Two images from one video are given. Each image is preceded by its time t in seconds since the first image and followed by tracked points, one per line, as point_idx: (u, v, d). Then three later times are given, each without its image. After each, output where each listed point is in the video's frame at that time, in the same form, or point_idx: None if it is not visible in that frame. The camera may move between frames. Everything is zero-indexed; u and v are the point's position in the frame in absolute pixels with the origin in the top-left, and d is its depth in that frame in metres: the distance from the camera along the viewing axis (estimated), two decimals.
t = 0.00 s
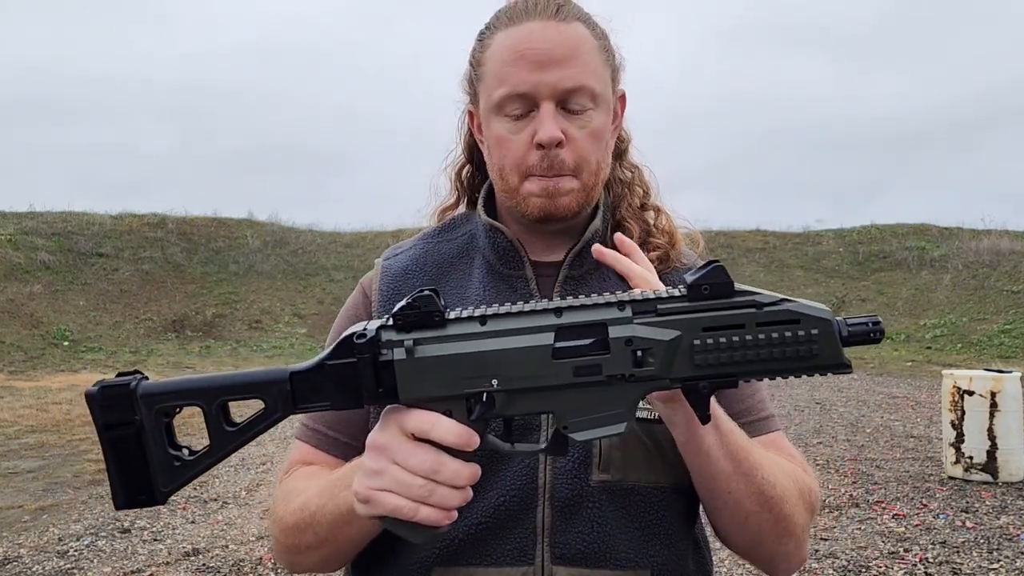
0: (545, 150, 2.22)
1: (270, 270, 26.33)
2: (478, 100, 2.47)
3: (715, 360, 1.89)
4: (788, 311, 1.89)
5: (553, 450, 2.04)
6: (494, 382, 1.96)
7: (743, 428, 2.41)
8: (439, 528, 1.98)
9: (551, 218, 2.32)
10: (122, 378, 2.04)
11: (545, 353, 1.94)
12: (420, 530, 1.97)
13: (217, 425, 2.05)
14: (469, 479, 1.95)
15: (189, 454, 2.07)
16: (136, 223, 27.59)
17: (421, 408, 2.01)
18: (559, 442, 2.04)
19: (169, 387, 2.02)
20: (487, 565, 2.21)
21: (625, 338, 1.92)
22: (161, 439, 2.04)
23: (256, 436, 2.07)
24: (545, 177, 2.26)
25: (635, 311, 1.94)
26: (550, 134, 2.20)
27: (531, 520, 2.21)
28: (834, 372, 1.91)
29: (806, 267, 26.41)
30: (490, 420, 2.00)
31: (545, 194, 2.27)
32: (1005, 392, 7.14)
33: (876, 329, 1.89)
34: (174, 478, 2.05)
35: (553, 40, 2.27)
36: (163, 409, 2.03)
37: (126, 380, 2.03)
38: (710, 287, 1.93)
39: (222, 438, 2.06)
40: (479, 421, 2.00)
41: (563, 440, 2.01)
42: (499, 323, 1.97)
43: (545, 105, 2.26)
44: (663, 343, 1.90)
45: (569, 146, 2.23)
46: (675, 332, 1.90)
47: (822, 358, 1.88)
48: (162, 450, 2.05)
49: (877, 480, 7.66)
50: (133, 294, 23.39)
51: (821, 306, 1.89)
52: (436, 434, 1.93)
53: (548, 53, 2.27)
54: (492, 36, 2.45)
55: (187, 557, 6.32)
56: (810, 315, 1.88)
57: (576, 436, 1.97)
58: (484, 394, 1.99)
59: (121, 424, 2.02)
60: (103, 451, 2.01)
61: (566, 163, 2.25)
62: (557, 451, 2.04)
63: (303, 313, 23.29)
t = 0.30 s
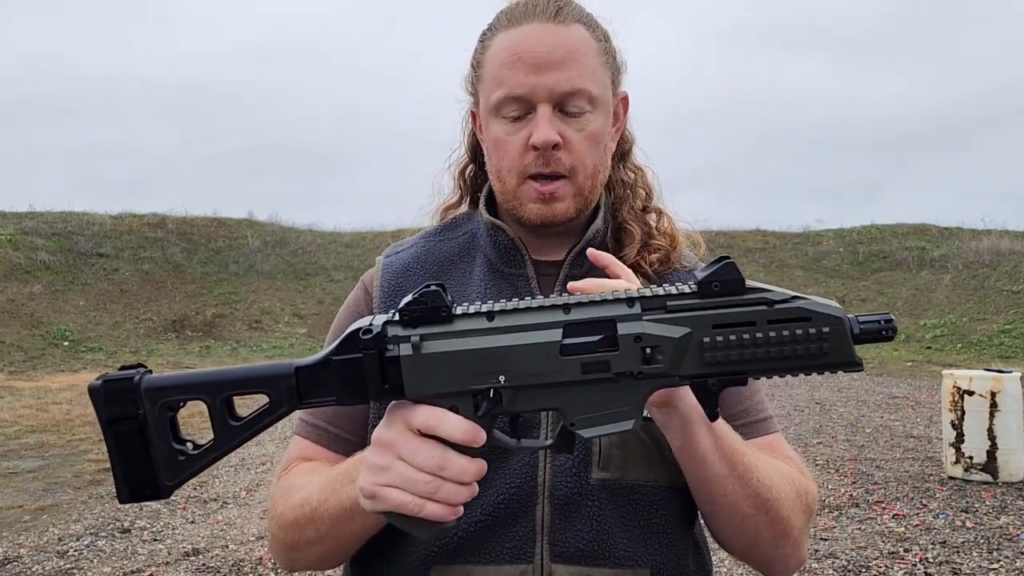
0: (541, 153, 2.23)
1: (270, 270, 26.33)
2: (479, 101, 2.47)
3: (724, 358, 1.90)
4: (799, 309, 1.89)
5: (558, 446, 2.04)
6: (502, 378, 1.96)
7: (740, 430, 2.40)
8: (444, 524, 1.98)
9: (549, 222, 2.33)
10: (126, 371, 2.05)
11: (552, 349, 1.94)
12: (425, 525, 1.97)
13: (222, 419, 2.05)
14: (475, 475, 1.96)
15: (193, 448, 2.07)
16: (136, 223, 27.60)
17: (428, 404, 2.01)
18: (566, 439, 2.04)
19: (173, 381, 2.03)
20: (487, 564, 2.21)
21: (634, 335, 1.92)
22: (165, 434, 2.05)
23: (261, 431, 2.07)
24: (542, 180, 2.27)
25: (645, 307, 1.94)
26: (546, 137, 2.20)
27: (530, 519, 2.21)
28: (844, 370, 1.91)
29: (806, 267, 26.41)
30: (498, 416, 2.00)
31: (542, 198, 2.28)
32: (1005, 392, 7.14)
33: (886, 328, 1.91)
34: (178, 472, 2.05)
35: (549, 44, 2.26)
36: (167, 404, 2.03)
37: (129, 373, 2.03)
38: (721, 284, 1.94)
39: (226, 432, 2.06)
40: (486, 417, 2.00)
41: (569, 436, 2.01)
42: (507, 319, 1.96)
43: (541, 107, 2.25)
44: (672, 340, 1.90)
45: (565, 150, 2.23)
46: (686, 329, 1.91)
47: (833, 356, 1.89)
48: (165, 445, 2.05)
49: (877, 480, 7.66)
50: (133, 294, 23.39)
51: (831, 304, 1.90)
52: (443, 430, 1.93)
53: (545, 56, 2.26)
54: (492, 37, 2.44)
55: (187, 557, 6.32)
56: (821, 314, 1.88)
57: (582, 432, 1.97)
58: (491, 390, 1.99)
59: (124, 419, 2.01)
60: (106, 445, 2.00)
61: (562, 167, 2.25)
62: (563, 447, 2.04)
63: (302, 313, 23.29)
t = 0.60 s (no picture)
0: (549, 145, 2.22)
1: (270, 270, 26.33)
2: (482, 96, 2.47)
3: (719, 355, 1.90)
4: (794, 307, 1.89)
5: (555, 443, 2.04)
6: (497, 372, 1.96)
7: (740, 431, 2.41)
8: (439, 519, 1.97)
9: (552, 216, 2.31)
10: (124, 362, 2.05)
11: (547, 345, 1.94)
12: (421, 521, 1.96)
13: (219, 410, 2.05)
14: (470, 470, 1.95)
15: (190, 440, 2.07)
16: (136, 223, 27.61)
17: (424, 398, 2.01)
18: (563, 436, 2.03)
19: (170, 372, 2.03)
20: (485, 564, 2.21)
21: (629, 332, 1.93)
22: (162, 425, 2.05)
23: (257, 423, 2.07)
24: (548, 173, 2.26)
25: (641, 304, 1.94)
26: (554, 130, 2.20)
27: (528, 518, 2.21)
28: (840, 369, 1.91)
29: (806, 267, 26.40)
30: (494, 412, 2.00)
31: (546, 191, 2.27)
32: (1005, 391, 7.13)
33: (881, 328, 1.91)
34: (175, 464, 2.05)
35: (558, 37, 2.27)
36: (164, 395, 2.03)
37: (128, 364, 2.04)
38: (716, 281, 1.94)
39: (223, 424, 2.06)
40: (482, 412, 2.00)
41: (565, 432, 2.01)
42: (503, 313, 1.97)
43: (548, 100, 2.26)
44: (667, 337, 1.91)
45: (572, 142, 2.23)
46: (681, 326, 1.91)
47: (828, 355, 1.88)
48: (162, 436, 2.05)
49: (877, 480, 7.66)
50: (133, 294, 23.38)
51: (826, 302, 1.90)
52: (438, 424, 1.93)
53: (554, 49, 2.26)
54: (497, 34, 2.45)
55: (187, 557, 6.32)
56: (816, 312, 1.88)
57: (577, 428, 1.97)
58: (487, 385, 1.99)
59: (122, 409, 2.01)
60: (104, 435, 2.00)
61: (568, 160, 2.25)
62: (560, 444, 2.04)
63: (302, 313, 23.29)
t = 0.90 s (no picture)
0: (540, 144, 2.21)
1: (270, 270, 26.34)
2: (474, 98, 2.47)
3: (706, 350, 1.90)
4: (779, 300, 1.89)
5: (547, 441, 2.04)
6: (488, 371, 1.97)
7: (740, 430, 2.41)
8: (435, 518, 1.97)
9: (546, 214, 2.30)
10: (123, 370, 2.05)
11: (537, 343, 1.95)
12: (417, 520, 1.96)
13: (217, 416, 2.05)
14: (465, 469, 1.95)
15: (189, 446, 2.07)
16: (136, 223, 27.63)
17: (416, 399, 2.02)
18: (554, 434, 2.03)
19: (168, 378, 2.03)
20: (480, 560, 2.20)
21: (616, 329, 1.93)
22: (161, 431, 2.05)
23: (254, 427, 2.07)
24: (540, 171, 2.25)
25: (628, 300, 1.95)
26: (545, 129, 2.20)
27: (523, 513, 2.21)
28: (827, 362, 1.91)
29: (806, 267, 26.41)
30: (485, 410, 2.00)
31: (539, 188, 2.25)
32: (1005, 391, 7.14)
33: (867, 319, 1.90)
34: (175, 469, 2.06)
35: (549, 38, 2.27)
36: (163, 401, 2.03)
37: (127, 372, 2.04)
38: (701, 276, 1.94)
39: (221, 429, 2.06)
40: (474, 411, 2.01)
41: (556, 430, 2.01)
42: (492, 314, 1.98)
43: (539, 100, 2.25)
44: (655, 332, 1.91)
45: (563, 141, 2.22)
46: (667, 322, 1.91)
47: (814, 348, 1.88)
48: (162, 442, 2.05)
49: (877, 480, 7.66)
50: (133, 295, 23.39)
51: (811, 295, 1.89)
52: (432, 424, 1.93)
53: (544, 50, 2.27)
54: (488, 36, 2.45)
55: (187, 557, 6.32)
56: (802, 304, 1.88)
57: (569, 425, 1.97)
58: (478, 384, 1.99)
59: (121, 417, 2.02)
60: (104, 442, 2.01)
61: (560, 158, 2.23)
62: (552, 441, 2.04)
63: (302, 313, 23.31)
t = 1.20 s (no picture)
0: (541, 141, 2.21)
1: (270, 270, 26.33)
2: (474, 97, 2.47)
3: (701, 351, 1.89)
4: (772, 303, 1.89)
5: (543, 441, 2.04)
6: (485, 371, 1.97)
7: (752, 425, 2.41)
8: (431, 516, 1.97)
9: (544, 212, 2.30)
10: (125, 366, 2.05)
11: (533, 343, 1.95)
12: (414, 517, 1.96)
13: (217, 413, 2.05)
14: (462, 467, 1.94)
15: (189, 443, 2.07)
16: (136, 223, 27.62)
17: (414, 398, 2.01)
18: (550, 434, 2.03)
19: (169, 375, 2.03)
20: (476, 557, 2.20)
21: (613, 329, 1.93)
22: (162, 427, 2.04)
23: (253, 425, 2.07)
24: (539, 168, 2.24)
25: (624, 302, 1.95)
26: (547, 125, 2.19)
27: (519, 507, 2.21)
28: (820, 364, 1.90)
29: (806, 267, 26.40)
30: (482, 410, 2.00)
31: (538, 186, 2.25)
32: (1005, 391, 7.14)
33: (859, 322, 1.90)
34: (175, 465, 2.05)
35: (551, 37, 2.27)
36: (164, 397, 2.03)
37: (129, 368, 2.04)
38: (696, 279, 1.94)
39: (221, 426, 2.05)
40: (472, 410, 2.00)
41: (553, 430, 2.00)
42: (490, 314, 1.98)
43: (541, 97, 2.25)
44: (650, 333, 1.91)
45: (563, 139, 2.22)
46: (662, 323, 1.91)
47: (807, 350, 1.88)
48: (162, 438, 2.05)
49: (877, 480, 7.66)
50: (133, 295, 23.37)
51: (804, 298, 1.89)
52: (428, 422, 1.93)
53: (546, 48, 2.27)
54: (489, 36, 2.46)
55: (187, 557, 6.32)
56: (795, 308, 1.88)
57: (565, 424, 1.97)
58: (475, 384, 1.99)
59: (122, 412, 2.02)
60: (105, 438, 2.01)
61: (560, 155, 2.23)
62: (548, 441, 2.03)
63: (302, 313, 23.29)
